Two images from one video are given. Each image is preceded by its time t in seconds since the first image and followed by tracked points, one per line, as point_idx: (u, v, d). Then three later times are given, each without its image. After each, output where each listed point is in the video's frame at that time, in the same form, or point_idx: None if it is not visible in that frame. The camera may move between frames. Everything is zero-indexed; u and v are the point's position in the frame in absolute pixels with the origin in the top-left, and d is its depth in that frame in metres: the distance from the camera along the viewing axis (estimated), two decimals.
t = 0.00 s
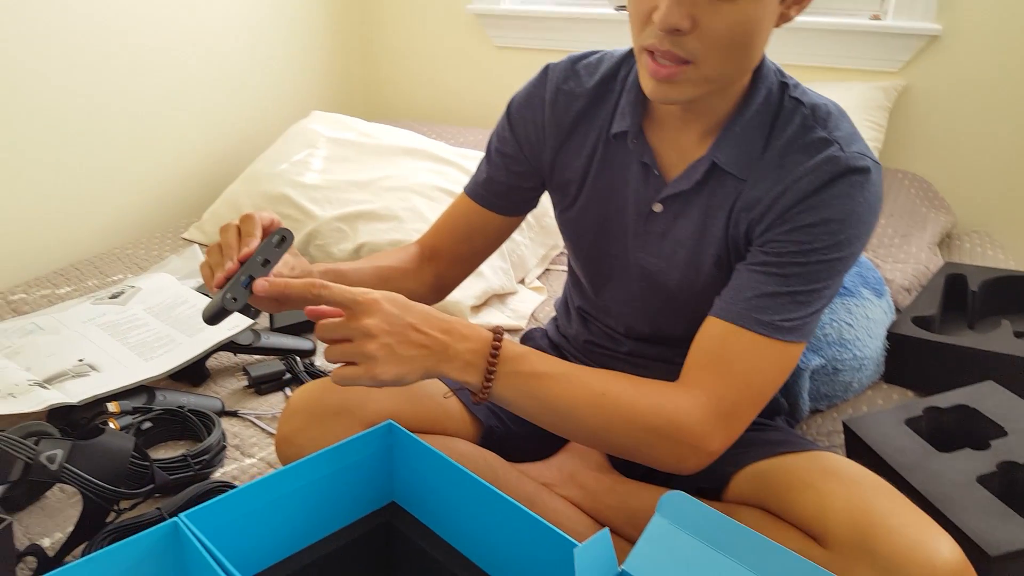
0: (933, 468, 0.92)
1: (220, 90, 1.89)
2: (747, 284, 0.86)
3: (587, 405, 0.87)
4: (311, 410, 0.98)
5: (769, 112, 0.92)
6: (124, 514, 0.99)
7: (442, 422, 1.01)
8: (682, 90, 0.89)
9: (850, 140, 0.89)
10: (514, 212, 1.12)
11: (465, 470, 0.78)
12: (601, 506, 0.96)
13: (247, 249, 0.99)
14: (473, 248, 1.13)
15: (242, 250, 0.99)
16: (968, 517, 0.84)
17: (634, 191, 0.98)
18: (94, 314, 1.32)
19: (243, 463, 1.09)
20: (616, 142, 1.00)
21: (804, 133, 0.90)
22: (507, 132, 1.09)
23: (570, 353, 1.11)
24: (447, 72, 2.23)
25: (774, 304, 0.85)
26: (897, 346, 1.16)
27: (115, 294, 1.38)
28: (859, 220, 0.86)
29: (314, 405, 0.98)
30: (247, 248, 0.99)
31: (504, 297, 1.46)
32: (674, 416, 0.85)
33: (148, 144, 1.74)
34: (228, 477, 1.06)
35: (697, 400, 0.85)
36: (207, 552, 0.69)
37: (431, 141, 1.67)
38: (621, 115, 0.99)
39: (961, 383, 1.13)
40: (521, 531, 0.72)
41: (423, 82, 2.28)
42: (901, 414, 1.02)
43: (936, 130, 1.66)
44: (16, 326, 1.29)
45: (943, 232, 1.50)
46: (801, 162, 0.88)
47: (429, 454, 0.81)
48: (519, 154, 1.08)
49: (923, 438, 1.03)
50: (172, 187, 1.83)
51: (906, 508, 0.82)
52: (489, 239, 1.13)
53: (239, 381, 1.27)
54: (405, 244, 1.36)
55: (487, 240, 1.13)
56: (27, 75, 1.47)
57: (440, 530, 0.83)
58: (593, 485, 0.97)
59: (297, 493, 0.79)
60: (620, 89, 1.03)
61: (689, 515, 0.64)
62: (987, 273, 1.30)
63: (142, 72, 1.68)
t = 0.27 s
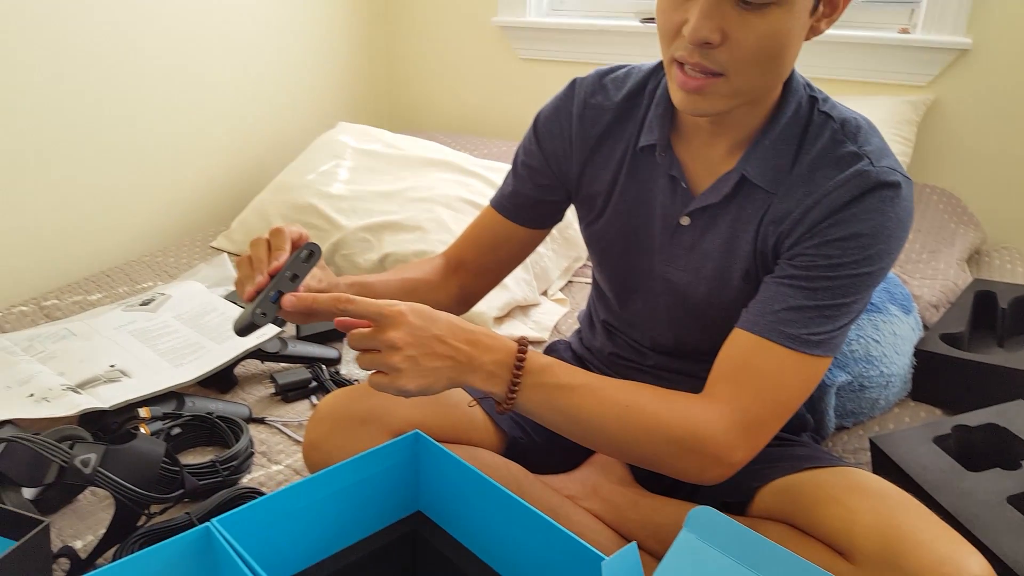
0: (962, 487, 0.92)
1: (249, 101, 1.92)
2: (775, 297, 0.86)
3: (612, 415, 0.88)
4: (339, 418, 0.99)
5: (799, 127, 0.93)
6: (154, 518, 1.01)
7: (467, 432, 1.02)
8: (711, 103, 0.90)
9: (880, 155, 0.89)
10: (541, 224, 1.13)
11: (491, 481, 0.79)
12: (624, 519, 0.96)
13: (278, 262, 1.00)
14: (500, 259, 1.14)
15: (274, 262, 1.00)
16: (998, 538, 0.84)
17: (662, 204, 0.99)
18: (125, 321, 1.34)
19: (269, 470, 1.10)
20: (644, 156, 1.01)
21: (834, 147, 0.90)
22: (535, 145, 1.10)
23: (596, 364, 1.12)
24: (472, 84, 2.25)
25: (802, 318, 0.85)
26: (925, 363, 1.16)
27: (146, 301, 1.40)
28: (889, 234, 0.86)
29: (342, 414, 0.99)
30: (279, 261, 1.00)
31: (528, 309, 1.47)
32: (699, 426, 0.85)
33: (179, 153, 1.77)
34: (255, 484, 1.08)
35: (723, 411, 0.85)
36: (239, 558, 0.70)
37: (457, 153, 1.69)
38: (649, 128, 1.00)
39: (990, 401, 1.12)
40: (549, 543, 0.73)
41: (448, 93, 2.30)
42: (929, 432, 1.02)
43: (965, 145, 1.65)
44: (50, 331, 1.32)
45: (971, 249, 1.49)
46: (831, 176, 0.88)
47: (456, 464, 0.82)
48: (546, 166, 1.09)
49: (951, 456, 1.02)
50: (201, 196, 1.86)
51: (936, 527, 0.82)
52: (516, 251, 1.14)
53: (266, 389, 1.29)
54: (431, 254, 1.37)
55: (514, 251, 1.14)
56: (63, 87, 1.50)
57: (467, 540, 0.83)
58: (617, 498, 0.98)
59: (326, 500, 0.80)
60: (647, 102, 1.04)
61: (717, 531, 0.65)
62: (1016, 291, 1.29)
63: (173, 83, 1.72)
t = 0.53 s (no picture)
0: (973, 492, 0.93)
1: (262, 111, 1.95)
2: (784, 300, 0.87)
3: (626, 416, 0.89)
4: (357, 423, 1.00)
5: (805, 133, 0.94)
6: (173, 524, 1.02)
7: (482, 437, 1.03)
8: (719, 111, 0.91)
9: (886, 160, 0.90)
10: (554, 232, 1.14)
11: (508, 486, 0.80)
12: (639, 524, 0.97)
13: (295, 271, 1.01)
14: (514, 266, 1.15)
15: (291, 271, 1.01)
16: (1009, 542, 0.85)
17: (673, 211, 1.00)
18: (142, 329, 1.36)
19: (287, 477, 1.12)
20: (655, 163, 1.02)
21: (840, 153, 0.91)
22: (547, 154, 1.12)
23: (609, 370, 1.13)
24: (484, 93, 2.27)
25: (810, 320, 0.86)
26: (936, 369, 1.17)
27: (162, 308, 1.42)
28: (895, 238, 0.87)
29: (359, 420, 1.00)
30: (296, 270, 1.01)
31: (543, 316, 1.48)
32: (710, 426, 0.86)
33: (193, 162, 1.80)
34: (273, 489, 1.09)
35: (733, 411, 0.86)
36: (260, 563, 0.72)
37: (470, 161, 1.70)
38: (659, 136, 1.01)
39: (1001, 407, 1.13)
40: (566, 547, 0.74)
41: (460, 103, 2.33)
42: (940, 437, 1.03)
43: (974, 153, 1.66)
44: (67, 338, 1.34)
45: (981, 257, 1.50)
46: (837, 182, 0.90)
47: (473, 469, 0.83)
48: (558, 175, 1.11)
49: (962, 461, 1.03)
50: (215, 204, 1.88)
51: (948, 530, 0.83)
52: (530, 258, 1.16)
53: (282, 396, 1.30)
54: (445, 262, 1.39)
55: (528, 259, 1.16)
56: (79, 100, 1.53)
57: (484, 544, 0.85)
58: (631, 503, 0.99)
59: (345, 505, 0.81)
60: (657, 110, 1.05)
61: (731, 535, 0.66)
62: None
63: (187, 95, 1.74)
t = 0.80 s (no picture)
0: (966, 492, 0.94)
1: (260, 123, 1.96)
2: (776, 303, 0.89)
3: (624, 418, 0.90)
4: (358, 431, 1.01)
5: (793, 141, 0.96)
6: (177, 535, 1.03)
7: (483, 444, 1.04)
8: (710, 119, 0.93)
9: (871, 165, 0.92)
10: (552, 241, 1.16)
11: (510, 492, 0.81)
12: (638, 528, 0.98)
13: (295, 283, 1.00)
14: (513, 275, 1.17)
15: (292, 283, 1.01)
16: (1000, 541, 0.86)
17: (667, 218, 1.02)
18: (142, 341, 1.37)
19: (289, 487, 1.12)
20: (649, 172, 1.04)
21: (826, 159, 0.93)
22: (544, 164, 1.13)
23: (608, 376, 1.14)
24: (480, 104, 2.29)
25: (801, 321, 0.87)
26: (929, 372, 1.18)
27: (161, 320, 1.43)
28: (882, 240, 0.89)
29: (361, 428, 1.01)
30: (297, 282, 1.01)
31: (542, 324, 1.50)
32: (706, 426, 0.87)
33: (191, 174, 1.81)
34: (275, 499, 1.10)
35: (728, 411, 0.88)
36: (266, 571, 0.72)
37: (467, 171, 1.72)
38: (652, 145, 1.03)
39: (992, 409, 1.15)
40: (568, 551, 0.75)
41: (456, 114, 2.35)
42: (933, 439, 1.04)
43: (964, 160, 1.69)
44: (67, 351, 1.34)
45: (971, 262, 1.53)
46: (824, 187, 0.92)
47: (475, 476, 0.84)
48: (555, 185, 1.12)
49: (955, 463, 1.05)
50: (213, 216, 1.89)
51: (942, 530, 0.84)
52: (528, 266, 1.17)
53: (283, 406, 1.31)
54: (444, 271, 1.40)
55: (527, 267, 1.17)
56: (78, 114, 1.54)
57: (486, 549, 0.86)
58: (631, 507, 1.00)
59: (349, 513, 0.82)
60: (650, 120, 1.07)
61: (729, 536, 0.68)
62: (1015, 302, 1.32)
63: (184, 108, 1.75)
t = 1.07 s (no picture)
0: (951, 501, 0.96)
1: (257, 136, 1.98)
2: (763, 315, 0.91)
3: (619, 424, 0.92)
4: (356, 441, 1.02)
5: (779, 156, 0.98)
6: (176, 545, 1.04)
7: (480, 454, 1.06)
8: (698, 135, 0.95)
9: (855, 181, 0.95)
10: (547, 255, 1.18)
11: (506, 502, 0.82)
12: (632, 537, 1.00)
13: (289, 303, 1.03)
14: (509, 287, 1.18)
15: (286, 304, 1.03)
16: (985, 548, 0.88)
17: (659, 231, 1.04)
18: (140, 353, 1.38)
19: (286, 498, 1.13)
20: (640, 186, 1.06)
21: (811, 175, 0.95)
22: (538, 180, 1.16)
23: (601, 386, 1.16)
24: (474, 119, 2.32)
25: (788, 333, 0.89)
26: (916, 385, 1.21)
27: (159, 332, 1.44)
28: (865, 253, 0.91)
29: (359, 438, 1.03)
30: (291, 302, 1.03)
31: (536, 336, 1.52)
32: (697, 433, 0.89)
33: (188, 187, 1.82)
34: (272, 510, 1.11)
35: (719, 419, 0.90)
36: None
37: (462, 185, 1.74)
38: (643, 160, 1.05)
39: (978, 420, 1.17)
40: (563, 559, 0.76)
41: (451, 128, 2.37)
42: (920, 449, 1.06)
43: (950, 175, 1.72)
44: (65, 363, 1.35)
45: (957, 276, 1.56)
46: (809, 202, 0.94)
47: (471, 486, 0.85)
48: (549, 200, 1.14)
49: (941, 472, 1.07)
50: (210, 229, 1.91)
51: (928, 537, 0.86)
52: (524, 279, 1.19)
53: (280, 418, 1.32)
54: (440, 284, 1.42)
55: (522, 280, 1.19)
56: (77, 127, 1.56)
57: (483, 558, 0.87)
58: (624, 517, 1.01)
59: (348, 522, 0.83)
60: (642, 136, 1.09)
61: (721, 544, 0.69)
62: (999, 315, 1.35)
63: (182, 122, 1.77)
